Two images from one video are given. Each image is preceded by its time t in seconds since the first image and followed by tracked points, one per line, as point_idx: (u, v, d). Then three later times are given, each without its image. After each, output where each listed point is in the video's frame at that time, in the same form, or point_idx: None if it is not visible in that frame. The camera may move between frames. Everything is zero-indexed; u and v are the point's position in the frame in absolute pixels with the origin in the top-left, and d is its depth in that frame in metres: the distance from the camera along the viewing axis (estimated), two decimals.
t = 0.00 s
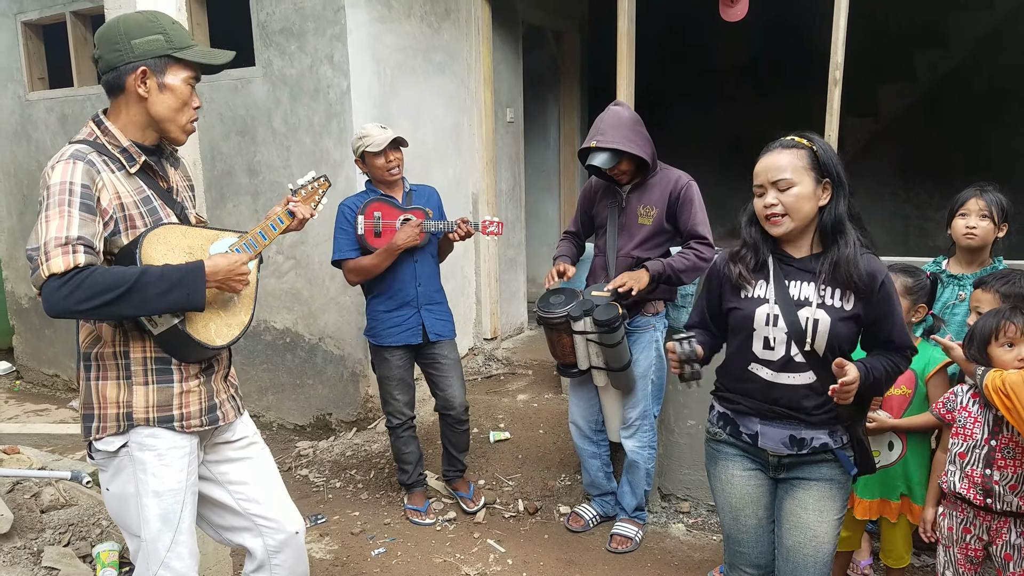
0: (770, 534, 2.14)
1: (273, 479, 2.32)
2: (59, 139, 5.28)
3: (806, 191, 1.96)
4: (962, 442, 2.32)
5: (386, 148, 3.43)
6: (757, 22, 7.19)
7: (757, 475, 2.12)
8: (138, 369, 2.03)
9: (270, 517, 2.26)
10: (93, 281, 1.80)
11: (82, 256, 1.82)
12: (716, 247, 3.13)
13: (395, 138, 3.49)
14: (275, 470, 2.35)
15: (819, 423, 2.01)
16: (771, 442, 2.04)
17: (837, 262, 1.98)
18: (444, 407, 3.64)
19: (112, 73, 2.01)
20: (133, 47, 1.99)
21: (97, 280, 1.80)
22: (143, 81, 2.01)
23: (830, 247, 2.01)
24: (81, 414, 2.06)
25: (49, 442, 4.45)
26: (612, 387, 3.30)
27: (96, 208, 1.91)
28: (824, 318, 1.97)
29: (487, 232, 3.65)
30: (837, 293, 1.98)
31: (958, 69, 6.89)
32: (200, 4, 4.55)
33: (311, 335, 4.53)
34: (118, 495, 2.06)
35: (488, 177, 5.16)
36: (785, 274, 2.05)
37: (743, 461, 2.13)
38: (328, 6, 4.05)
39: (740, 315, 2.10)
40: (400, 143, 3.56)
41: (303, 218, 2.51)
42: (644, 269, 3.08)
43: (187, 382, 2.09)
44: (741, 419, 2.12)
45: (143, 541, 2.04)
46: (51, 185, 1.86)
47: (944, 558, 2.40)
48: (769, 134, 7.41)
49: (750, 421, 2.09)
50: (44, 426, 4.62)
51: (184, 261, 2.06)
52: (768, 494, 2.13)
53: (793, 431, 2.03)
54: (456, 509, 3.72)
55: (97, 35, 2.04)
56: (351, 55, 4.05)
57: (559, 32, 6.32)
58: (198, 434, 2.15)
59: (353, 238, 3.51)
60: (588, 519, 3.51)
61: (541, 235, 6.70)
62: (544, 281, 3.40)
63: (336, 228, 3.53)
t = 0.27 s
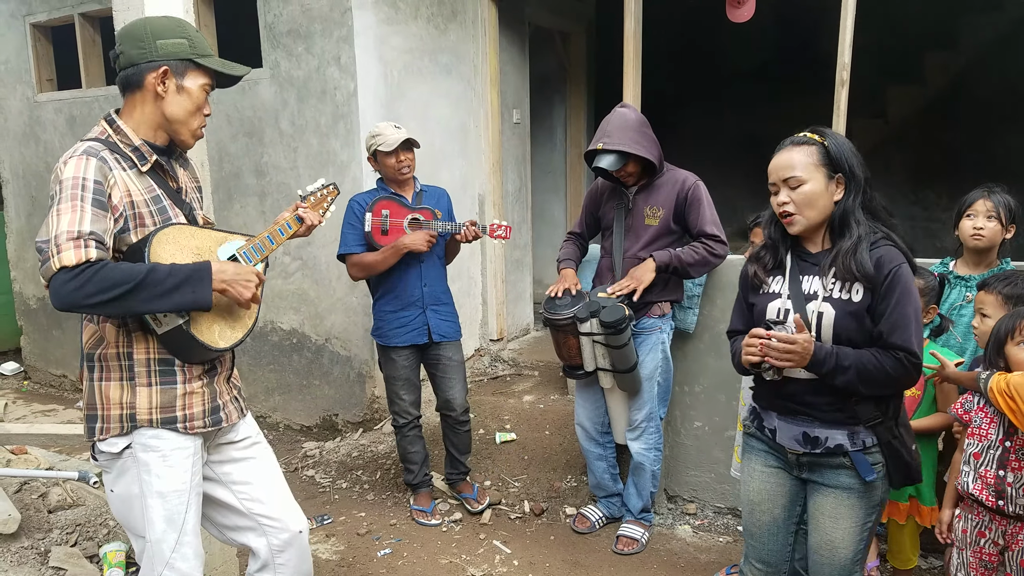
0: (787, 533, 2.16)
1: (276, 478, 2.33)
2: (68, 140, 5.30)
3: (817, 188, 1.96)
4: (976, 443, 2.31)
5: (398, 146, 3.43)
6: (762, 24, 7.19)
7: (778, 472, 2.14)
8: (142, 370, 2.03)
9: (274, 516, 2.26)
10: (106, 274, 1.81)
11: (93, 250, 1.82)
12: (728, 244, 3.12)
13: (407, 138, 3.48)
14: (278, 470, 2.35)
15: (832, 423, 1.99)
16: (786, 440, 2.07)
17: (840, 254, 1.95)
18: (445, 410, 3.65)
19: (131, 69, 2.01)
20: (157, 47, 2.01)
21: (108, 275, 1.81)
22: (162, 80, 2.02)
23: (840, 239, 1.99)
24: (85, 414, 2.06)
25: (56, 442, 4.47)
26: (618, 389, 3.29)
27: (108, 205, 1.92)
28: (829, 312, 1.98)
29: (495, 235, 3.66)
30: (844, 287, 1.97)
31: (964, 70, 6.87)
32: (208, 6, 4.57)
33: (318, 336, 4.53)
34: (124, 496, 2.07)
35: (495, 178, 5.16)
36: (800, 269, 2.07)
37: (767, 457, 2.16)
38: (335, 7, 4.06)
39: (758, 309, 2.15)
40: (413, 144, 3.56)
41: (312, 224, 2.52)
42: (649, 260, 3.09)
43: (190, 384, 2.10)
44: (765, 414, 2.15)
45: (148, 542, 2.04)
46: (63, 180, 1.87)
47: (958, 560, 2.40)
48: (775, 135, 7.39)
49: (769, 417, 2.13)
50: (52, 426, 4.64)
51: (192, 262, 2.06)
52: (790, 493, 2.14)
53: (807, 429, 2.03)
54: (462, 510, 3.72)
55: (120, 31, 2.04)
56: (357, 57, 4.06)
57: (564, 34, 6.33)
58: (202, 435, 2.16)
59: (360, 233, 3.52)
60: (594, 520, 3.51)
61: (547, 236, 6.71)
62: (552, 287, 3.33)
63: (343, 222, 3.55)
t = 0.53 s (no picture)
0: (795, 538, 2.16)
1: (279, 480, 2.32)
2: (69, 140, 5.29)
3: (824, 204, 1.96)
4: (986, 444, 2.32)
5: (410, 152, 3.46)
6: (763, 25, 7.20)
7: (799, 476, 2.17)
8: (145, 371, 2.03)
9: (277, 517, 2.26)
10: (114, 273, 1.81)
11: (100, 251, 1.82)
12: (727, 247, 3.12)
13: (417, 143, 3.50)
14: (281, 472, 2.35)
15: (846, 434, 2.01)
16: (804, 447, 2.11)
17: (844, 269, 1.96)
18: (451, 412, 3.66)
19: (128, 65, 2.01)
20: (155, 42, 2.02)
21: (117, 273, 1.81)
22: (162, 74, 2.02)
23: (846, 253, 1.98)
24: (88, 415, 2.05)
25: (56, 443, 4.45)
26: (619, 390, 3.29)
27: (114, 205, 1.91)
28: (832, 326, 1.99)
29: (501, 244, 3.69)
30: (849, 303, 1.97)
31: (965, 72, 6.88)
32: (210, 7, 4.57)
33: (319, 337, 4.53)
34: (125, 497, 2.06)
35: (497, 179, 5.16)
36: (815, 284, 2.10)
37: (792, 460, 2.19)
38: (337, 8, 4.06)
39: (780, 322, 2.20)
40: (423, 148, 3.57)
41: (316, 226, 2.51)
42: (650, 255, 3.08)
43: (195, 385, 2.10)
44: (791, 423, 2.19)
45: (150, 543, 2.04)
46: (69, 181, 1.86)
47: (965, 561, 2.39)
48: (775, 136, 7.40)
49: (793, 426, 2.18)
50: (52, 427, 4.63)
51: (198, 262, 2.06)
52: (805, 499, 2.16)
53: (822, 438, 2.06)
54: (463, 511, 3.72)
55: (113, 33, 2.05)
56: (359, 58, 4.06)
57: (565, 35, 6.33)
58: (205, 436, 2.15)
59: (372, 237, 3.51)
60: (595, 521, 3.51)
61: (548, 237, 6.71)
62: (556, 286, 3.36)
63: (353, 225, 3.53)
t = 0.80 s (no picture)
0: (787, 540, 2.16)
1: (277, 481, 2.32)
2: (66, 141, 5.28)
3: (815, 207, 1.97)
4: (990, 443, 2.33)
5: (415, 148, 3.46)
6: (760, 26, 7.21)
7: (791, 477, 2.18)
8: (146, 372, 2.03)
9: (275, 518, 2.26)
10: (115, 280, 1.80)
11: (101, 256, 1.81)
12: (723, 248, 3.12)
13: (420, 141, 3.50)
14: (280, 473, 2.35)
15: (839, 430, 2.01)
16: (798, 442, 2.11)
17: (838, 271, 1.97)
18: (455, 411, 3.65)
19: (120, 70, 2.00)
20: (143, 41, 2.00)
21: (118, 279, 1.81)
22: (154, 73, 2.01)
23: (839, 254, 1.99)
24: (87, 416, 2.04)
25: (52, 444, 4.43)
26: (617, 391, 3.30)
27: (115, 208, 1.91)
28: (831, 325, 2.00)
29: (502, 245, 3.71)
30: (847, 303, 1.98)
31: (961, 73, 6.91)
32: (207, 7, 4.56)
33: (317, 338, 4.53)
34: (125, 498, 2.05)
35: (495, 180, 5.16)
36: (812, 282, 2.10)
37: (784, 461, 2.20)
38: (335, 9, 4.06)
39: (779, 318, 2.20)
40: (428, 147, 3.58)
41: (313, 226, 2.51)
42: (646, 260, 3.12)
43: (195, 386, 2.10)
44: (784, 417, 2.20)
45: (149, 544, 2.03)
46: (69, 184, 1.86)
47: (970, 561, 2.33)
48: (772, 137, 7.41)
49: (787, 421, 2.18)
50: (48, 428, 4.61)
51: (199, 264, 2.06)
52: (799, 500, 2.16)
53: (816, 434, 2.07)
54: (462, 512, 3.72)
55: (97, 39, 2.03)
56: (358, 59, 4.06)
57: (563, 36, 6.34)
58: (204, 437, 2.15)
59: (379, 234, 3.49)
60: (593, 522, 3.51)
61: (545, 238, 6.72)
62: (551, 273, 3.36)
63: (359, 224, 3.50)
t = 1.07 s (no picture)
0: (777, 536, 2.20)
1: (277, 478, 2.32)
2: (65, 140, 5.28)
3: (800, 200, 1.97)
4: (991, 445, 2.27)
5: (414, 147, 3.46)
6: (761, 26, 7.20)
7: (773, 473, 2.17)
8: (145, 370, 2.03)
9: (275, 515, 2.26)
10: (116, 274, 1.80)
11: (103, 250, 1.82)
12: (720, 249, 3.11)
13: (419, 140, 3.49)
14: (279, 470, 2.35)
15: (825, 423, 2.03)
16: (779, 439, 2.09)
17: (824, 266, 1.97)
18: (461, 406, 3.64)
19: (120, 71, 2.00)
20: (142, 41, 2.00)
21: (119, 273, 1.81)
22: (155, 73, 2.01)
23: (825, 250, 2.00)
24: (86, 415, 2.04)
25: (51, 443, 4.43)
26: (615, 391, 3.29)
27: (115, 204, 1.91)
28: (820, 318, 2.01)
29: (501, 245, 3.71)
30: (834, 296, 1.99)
31: (962, 74, 6.90)
32: (206, 6, 4.56)
33: (316, 337, 4.53)
34: (124, 496, 2.05)
35: (494, 180, 5.16)
36: (796, 274, 2.10)
37: (762, 458, 2.19)
38: (334, 8, 4.06)
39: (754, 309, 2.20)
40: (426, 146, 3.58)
41: (311, 225, 2.51)
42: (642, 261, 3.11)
43: (193, 384, 2.09)
44: (760, 414, 2.18)
45: (149, 542, 2.03)
46: (71, 179, 1.86)
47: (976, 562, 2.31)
48: (773, 137, 7.40)
49: (764, 418, 2.17)
50: (47, 427, 4.62)
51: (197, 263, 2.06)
52: (783, 494, 2.18)
53: (799, 429, 2.06)
54: (460, 512, 3.72)
55: (96, 39, 2.02)
56: (357, 58, 4.06)
57: (563, 36, 6.33)
58: (203, 435, 2.15)
59: (379, 233, 3.49)
60: (592, 522, 3.51)
61: (545, 237, 6.72)
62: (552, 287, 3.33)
63: (359, 221, 3.50)
